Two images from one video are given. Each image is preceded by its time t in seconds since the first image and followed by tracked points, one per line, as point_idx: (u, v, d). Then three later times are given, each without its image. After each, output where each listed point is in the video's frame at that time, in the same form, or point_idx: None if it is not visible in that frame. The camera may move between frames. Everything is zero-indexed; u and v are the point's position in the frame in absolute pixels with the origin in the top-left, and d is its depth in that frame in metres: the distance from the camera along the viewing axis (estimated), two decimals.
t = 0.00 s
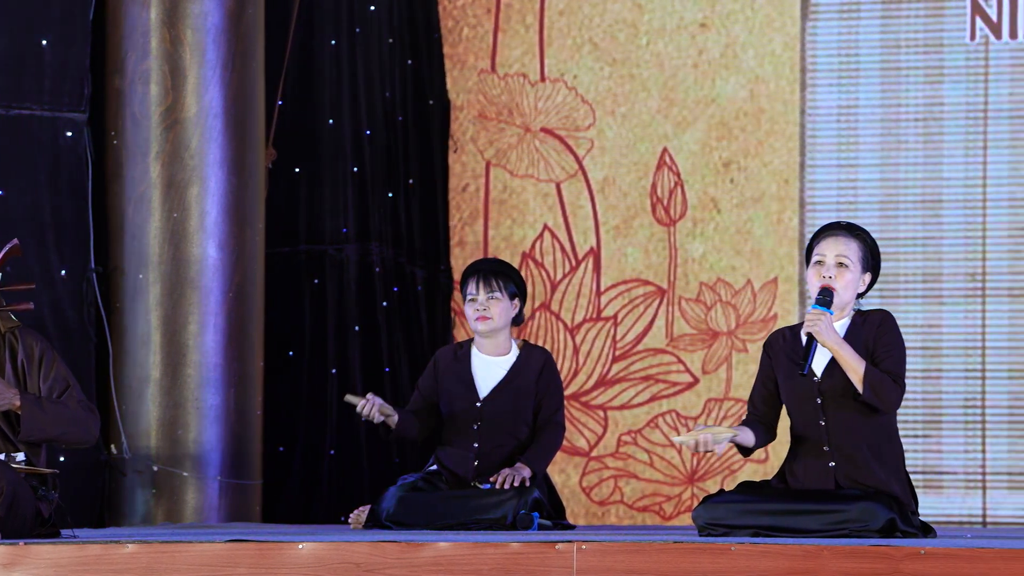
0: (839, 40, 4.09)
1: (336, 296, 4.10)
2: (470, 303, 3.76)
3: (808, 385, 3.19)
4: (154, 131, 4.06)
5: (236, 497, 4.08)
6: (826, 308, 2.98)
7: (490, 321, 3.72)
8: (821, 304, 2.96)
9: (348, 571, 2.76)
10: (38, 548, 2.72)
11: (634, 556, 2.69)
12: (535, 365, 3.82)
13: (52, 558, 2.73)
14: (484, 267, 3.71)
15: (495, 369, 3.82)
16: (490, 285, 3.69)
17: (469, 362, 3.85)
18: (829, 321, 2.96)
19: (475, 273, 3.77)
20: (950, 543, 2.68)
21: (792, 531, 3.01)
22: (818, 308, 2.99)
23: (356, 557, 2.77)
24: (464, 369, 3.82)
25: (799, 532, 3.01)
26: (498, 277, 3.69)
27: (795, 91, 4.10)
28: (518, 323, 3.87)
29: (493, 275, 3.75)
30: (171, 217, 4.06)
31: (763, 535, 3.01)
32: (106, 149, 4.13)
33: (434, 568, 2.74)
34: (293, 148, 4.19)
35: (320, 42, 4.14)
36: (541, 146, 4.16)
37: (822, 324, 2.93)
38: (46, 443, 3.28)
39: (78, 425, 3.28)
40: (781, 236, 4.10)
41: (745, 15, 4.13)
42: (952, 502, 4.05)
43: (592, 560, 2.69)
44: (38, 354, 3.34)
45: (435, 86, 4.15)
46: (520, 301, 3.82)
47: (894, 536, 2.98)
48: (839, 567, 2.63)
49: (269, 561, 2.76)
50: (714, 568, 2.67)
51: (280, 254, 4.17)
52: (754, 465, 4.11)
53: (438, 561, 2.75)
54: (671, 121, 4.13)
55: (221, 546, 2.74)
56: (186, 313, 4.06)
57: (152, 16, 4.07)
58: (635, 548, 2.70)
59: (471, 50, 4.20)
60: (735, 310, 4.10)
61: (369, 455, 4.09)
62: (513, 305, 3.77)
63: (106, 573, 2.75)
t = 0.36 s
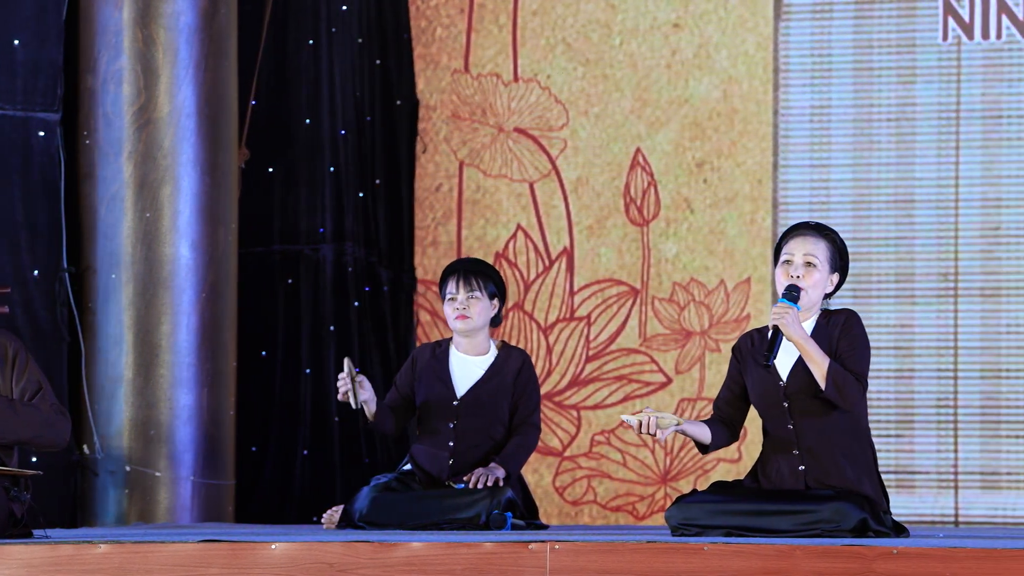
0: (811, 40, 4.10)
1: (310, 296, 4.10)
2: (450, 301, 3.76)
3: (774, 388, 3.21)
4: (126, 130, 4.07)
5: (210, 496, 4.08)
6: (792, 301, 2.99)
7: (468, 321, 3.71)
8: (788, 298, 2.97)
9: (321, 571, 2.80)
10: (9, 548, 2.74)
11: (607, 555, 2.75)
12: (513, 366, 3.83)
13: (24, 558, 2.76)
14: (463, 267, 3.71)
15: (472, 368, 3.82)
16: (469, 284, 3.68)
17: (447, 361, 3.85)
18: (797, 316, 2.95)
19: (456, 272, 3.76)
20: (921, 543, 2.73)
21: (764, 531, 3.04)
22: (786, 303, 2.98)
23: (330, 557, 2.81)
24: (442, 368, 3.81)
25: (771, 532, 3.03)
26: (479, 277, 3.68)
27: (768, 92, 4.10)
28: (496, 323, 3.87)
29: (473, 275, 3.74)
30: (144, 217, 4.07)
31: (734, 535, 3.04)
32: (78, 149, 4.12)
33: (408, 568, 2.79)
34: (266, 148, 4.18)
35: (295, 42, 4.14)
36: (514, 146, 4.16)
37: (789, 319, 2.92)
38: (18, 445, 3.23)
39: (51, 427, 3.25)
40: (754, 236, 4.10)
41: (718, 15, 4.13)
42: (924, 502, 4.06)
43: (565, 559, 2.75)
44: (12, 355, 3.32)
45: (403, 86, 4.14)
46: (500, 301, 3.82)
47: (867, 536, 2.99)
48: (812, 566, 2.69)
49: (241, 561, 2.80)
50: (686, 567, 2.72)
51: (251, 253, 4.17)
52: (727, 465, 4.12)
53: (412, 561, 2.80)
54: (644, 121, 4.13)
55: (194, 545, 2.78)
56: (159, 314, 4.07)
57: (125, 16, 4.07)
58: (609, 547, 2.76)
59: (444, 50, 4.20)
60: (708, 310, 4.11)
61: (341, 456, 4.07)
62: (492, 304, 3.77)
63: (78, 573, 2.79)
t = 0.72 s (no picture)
0: (786, 41, 4.10)
1: (284, 297, 4.10)
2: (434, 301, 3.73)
3: (756, 394, 3.22)
4: (101, 131, 4.07)
5: (184, 496, 4.08)
6: (776, 308, 2.98)
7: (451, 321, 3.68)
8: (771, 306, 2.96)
9: (297, 570, 2.89)
10: None
11: (581, 555, 2.84)
12: (495, 368, 3.80)
13: None
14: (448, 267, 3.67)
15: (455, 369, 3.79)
16: (453, 284, 3.65)
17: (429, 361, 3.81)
18: (781, 324, 2.97)
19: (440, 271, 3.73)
20: (895, 541, 2.83)
21: (739, 531, 3.05)
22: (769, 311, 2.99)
23: (305, 557, 2.90)
24: (424, 367, 3.78)
25: (747, 532, 3.05)
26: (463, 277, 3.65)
27: (743, 92, 4.11)
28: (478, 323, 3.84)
29: (457, 275, 3.71)
30: (119, 217, 4.07)
31: (710, 535, 3.05)
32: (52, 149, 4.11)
33: (384, 567, 2.88)
34: (241, 147, 4.18)
35: (270, 43, 4.15)
36: (489, 146, 4.16)
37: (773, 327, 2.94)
38: None
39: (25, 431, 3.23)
40: (730, 236, 4.11)
41: (693, 15, 4.14)
42: (899, 502, 4.07)
43: (540, 558, 2.84)
44: None
45: (368, 85, 4.15)
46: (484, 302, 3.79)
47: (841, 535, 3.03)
48: (783, 566, 2.78)
49: (217, 560, 2.88)
50: (662, 567, 2.82)
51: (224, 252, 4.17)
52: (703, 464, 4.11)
53: (387, 561, 2.89)
54: (619, 121, 4.14)
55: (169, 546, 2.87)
56: (135, 314, 4.07)
57: (99, 16, 4.06)
58: (585, 547, 2.85)
59: (419, 50, 4.19)
60: (684, 310, 4.11)
61: (316, 457, 4.09)
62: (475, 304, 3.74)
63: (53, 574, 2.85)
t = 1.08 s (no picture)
0: (765, 41, 4.10)
1: (261, 296, 4.10)
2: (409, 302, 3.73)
3: (744, 391, 3.21)
4: (79, 130, 4.06)
5: (162, 496, 4.09)
6: (768, 309, 3.03)
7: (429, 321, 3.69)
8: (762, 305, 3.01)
9: (275, 571, 2.93)
10: None
11: (559, 555, 2.90)
12: (473, 368, 3.80)
13: None
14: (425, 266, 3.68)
15: (434, 369, 3.78)
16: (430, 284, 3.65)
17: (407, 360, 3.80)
18: (773, 322, 3.00)
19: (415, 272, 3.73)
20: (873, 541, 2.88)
21: (718, 530, 3.06)
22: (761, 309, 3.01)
23: (283, 557, 2.94)
24: (402, 366, 3.77)
25: (726, 531, 3.07)
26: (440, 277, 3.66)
27: (721, 92, 4.11)
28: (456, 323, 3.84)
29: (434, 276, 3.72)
30: (97, 217, 4.06)
31: (688, 534, 3.06)
32: (29, 148, 4.11)
33: (362, 568, 2.93)
34: (219, 148, 4.16)
35: (246, 42, 4.13)
36: (467, 146, 4.16)
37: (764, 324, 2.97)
38: None
39: None
40: (708, 236, 4.11)
41: (671, 15, 4.14)
42: (877, 502, 4.08)
43: (518, 558, 2.89)
44: None
45: (333, 84, 4.15)
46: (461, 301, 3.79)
47: (819, 536, 3.03)
48: (761, 565, 2.83)
49: (194, 561, 2.94)
50: (640, 567, 2.88)
51: (201, 253, 4.16)
52: (681, 464, 4.10)
53: (365, 561, 2.93)
54: (598, 121, 4.13)
55: (147, 546, 2.93)
56: (112, 313, 4.06)
57: (77, 15, 4.06)
58: (563, 547, 2.91)
59: (397, 50, 4.19)
60: (662, 310, 4.11)
61: (297, 457, 4.08)
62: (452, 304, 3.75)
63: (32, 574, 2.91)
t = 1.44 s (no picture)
0: (743, 41, 4.10)
1: (241, 295, 4.14)
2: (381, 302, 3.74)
3: (719, 391, 3.19)
4: (56, 130, 4.03)
5: (140, 497, 4.07)
6: (741, 307, 3.00)
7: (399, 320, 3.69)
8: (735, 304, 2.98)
9: (253, 571, 2.94)
10: None
11: (538, 555, 2.90)
12: (445, 366, 3.78)
13: None
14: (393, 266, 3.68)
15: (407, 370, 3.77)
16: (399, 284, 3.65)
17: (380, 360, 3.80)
18: (745, 322, 2.99)
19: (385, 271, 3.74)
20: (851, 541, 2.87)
21: (697, 530, 3.06)
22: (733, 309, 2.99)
23: (261, 557, 2.94)
24: (375, 368, 3.77)
25: (705, 532, 3.06)
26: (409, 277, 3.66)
27: (699, 92, 4.11)
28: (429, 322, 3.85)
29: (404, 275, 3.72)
30: (74, 217, 4.03)
31: (667, 534, 3.06)
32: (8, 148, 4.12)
33: (340, 568, 2.94)
34: (197, 147, 4.20)
35: (224, 42, 4.16)
36: (446, 146, 4.16)
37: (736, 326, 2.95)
38: None
39: None
40: (686, 236, 4.11)
41: (650, 15, 4.14)
42: (855, 501, 4.08)
43: (496, 559, 2.90)
44: None
45: (308, 82, 4.20)
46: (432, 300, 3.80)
47: (797, 535, 3.02)
48: (741, 565, 2.83)
49: (172, 561, 2.95)
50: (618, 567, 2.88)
51: (180, 253, 4.20)
52: (660, 464, 4.11)
53: (343, 561, 2.94)
54: (576, 121, 4.13)
55: (125, 546, 2.95)
56: (90, 314, 4.03)
57: (54, 15, 4.04)
58: (541, 547, 2.91)
59: (376, 50, 4.19)
60: (641, 310, 4.11)
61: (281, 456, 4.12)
62: (423, 303, 3.74)
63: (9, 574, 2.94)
